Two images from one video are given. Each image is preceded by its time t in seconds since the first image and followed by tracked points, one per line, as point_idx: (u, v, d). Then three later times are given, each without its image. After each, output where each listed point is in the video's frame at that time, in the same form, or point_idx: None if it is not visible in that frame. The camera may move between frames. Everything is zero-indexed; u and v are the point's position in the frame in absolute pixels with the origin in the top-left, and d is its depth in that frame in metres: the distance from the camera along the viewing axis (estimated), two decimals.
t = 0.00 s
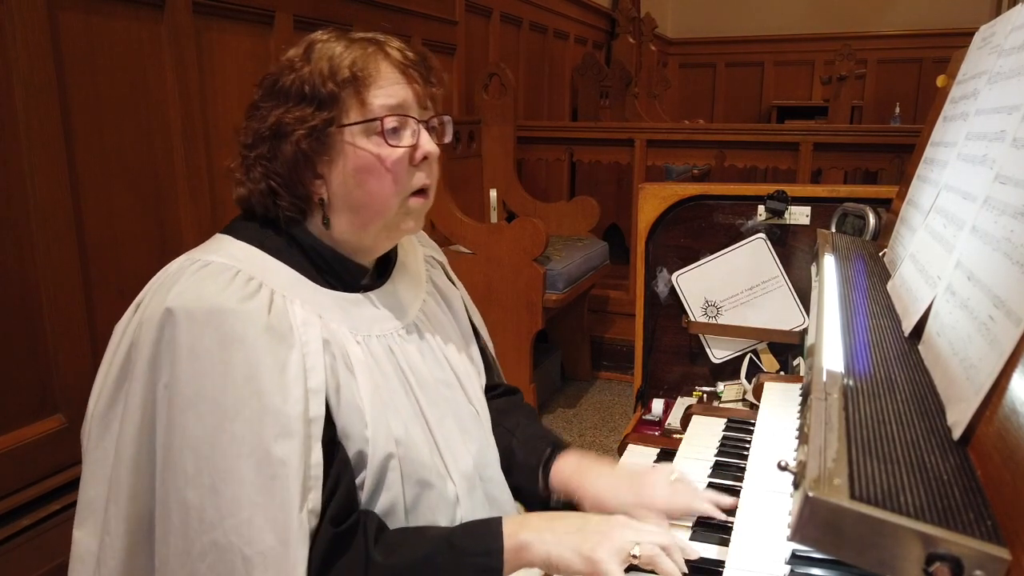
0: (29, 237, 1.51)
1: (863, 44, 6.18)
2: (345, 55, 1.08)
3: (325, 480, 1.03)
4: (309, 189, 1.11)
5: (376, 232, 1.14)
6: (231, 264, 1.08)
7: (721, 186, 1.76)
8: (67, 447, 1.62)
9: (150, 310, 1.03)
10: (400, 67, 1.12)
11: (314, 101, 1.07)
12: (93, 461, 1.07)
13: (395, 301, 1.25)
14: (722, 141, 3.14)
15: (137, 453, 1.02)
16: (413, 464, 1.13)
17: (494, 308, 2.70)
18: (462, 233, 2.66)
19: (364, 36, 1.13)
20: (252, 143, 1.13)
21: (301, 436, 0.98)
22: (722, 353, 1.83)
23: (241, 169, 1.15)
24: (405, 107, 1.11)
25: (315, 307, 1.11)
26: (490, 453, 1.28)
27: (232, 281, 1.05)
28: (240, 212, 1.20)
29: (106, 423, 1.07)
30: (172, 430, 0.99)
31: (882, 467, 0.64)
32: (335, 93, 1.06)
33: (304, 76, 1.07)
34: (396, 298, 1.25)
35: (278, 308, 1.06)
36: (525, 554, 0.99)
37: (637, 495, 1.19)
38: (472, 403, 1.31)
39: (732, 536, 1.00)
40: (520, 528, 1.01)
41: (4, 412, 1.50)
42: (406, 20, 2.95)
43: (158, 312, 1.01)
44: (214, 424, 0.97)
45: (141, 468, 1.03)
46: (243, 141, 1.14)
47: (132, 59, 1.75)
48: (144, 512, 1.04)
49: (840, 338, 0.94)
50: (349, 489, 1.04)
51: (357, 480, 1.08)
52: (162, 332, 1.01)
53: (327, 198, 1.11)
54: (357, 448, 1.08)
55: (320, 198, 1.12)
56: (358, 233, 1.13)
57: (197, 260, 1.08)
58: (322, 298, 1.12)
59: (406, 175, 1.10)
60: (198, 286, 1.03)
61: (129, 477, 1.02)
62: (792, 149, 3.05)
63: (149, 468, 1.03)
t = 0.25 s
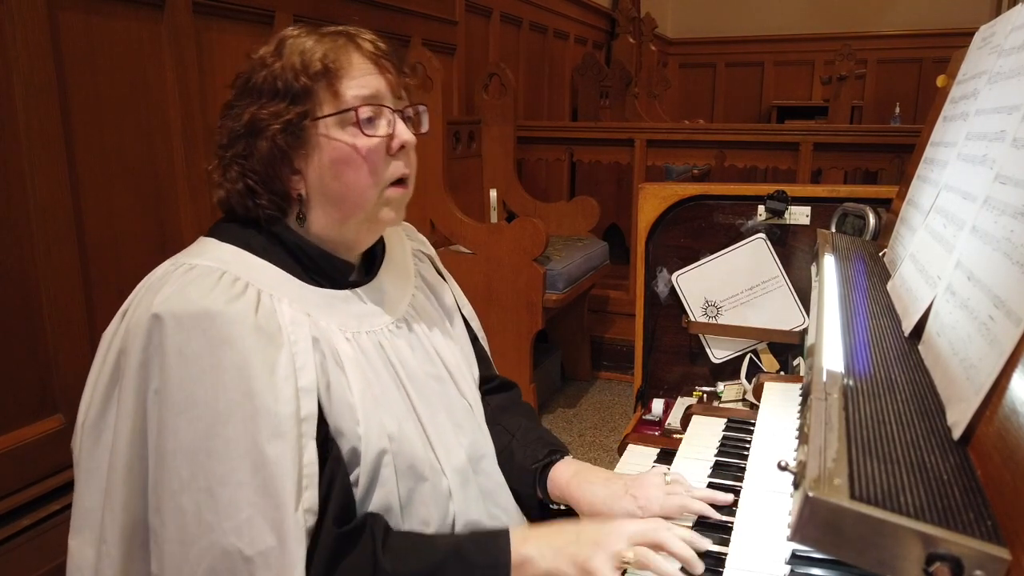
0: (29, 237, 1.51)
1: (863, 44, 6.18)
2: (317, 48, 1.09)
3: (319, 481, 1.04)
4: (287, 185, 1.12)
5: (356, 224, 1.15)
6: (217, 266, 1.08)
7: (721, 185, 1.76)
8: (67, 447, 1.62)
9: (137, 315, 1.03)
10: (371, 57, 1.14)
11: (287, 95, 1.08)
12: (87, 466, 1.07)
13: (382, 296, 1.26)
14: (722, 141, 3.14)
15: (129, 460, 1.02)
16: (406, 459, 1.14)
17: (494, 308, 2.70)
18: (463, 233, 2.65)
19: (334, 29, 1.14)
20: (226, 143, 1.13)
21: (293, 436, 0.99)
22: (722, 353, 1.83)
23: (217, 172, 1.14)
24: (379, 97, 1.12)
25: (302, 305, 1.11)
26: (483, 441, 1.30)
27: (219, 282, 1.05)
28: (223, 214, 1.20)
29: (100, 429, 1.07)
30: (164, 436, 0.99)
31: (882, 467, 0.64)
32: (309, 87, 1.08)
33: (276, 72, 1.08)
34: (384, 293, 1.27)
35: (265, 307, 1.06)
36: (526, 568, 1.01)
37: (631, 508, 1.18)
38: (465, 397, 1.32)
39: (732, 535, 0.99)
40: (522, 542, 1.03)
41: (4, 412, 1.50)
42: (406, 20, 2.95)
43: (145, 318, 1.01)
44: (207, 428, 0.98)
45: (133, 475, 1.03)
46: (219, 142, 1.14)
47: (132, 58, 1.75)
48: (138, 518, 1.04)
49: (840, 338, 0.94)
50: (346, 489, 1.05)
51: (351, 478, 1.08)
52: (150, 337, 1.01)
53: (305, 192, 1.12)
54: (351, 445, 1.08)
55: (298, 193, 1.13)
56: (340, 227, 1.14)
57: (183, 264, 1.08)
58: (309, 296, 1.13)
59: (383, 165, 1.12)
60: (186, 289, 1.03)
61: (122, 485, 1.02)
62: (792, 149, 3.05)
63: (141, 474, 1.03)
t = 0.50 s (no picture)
0: (29, 236, 1.51)
1: (863, 44, 6.19)
2: (294, 45, 1.12)
3: (330, 480, 1.03)
4: (275, 186, 1.14)
5: (348, 220, 1.16)
6: (210, 270, 1.08)
7: (721, 185, 1.76)
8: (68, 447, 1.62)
9: (133, 319, 1.03)
10: (351, 51, 1.16)
11: (268, 94, 1.10)
12: (85, 472, 1.07)
13: (377, 296, 1.26)
14: (722, 141, 3.14)
15: (131, 465, 1.03)
16: (404, 457, 1.15)
17: (495, 308, 2.70)
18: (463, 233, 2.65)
19: (314, 26, 1.16)
20: (213, 150, 1.15)
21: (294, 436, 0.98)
22: (722, 353, 1.82)
23: (205, 180, 1.15)
24: (360, 89, 1.14)
25: (299, 306, 1.11)
26: (481, 440, 1.31)
27: (214, 284, 1.06)
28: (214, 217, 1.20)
29: (98, 434, 1.07)
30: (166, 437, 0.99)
31: (882, 467, 0.64)
32: (288, 84, 1.10)
33: (256, 72, 1.10)
34: (380, 291, 1.27)
35: (261, 308, 1.06)
36: (559, 538, 0.96)
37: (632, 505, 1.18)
38: (463, 396, 1.32)
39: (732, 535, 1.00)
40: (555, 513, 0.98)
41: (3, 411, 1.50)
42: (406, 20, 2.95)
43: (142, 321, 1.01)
44: (207, 429, 0.98)
45: (136, 477, 1.03)
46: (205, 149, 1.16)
47: (132, 58, 1.75)
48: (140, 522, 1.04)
49: (840, 338, 0.94)
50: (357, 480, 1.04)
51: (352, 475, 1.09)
52: (147, 340, 1.01)
53: (294, 192, 1.14)
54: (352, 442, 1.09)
55: (287, 193, 1.14)
56: (330, 225, 1.15)
57: (176, 267, 1.09)
58: (303, 299, 1.13)
59: (370, 158, 1.13)
60: (182, 291, 1.03)
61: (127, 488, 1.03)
62: (792, 149, 3.05)
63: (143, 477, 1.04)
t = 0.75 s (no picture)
0: (29, 236, 1.51)
1: (863, 44, 6.19)
2: (285, 40, 1.12)
3: (337, 480, 1.03)
4: (268, 184, 1.14)
5: (341, 216, 1.16)
6: (205, 271, 1.08)
7: (721, 185, 1.76)
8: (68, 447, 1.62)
9: (129, 321, 1.03)
10: (342, 46, 1.16)
11: (259, 90, 1.11)
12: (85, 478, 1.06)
13: (373, 295, 1.27)
14: (722, 141, 3.14)
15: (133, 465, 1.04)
16: (406, 455, 1.15)
17: (495, 308, 2.70)
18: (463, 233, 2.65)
19: (304, 22, 1.17)
20: (205, 149, 1.15)
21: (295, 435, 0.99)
22: (722, 353, 1.82)
23: (198, 180, 1.16)
24: (351, 84, 1.14)
25: (296, 306, 1.12)
26: (480, 436, 1.32)
27: (210, 286, 1.06)
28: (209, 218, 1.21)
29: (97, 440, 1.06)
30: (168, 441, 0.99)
31: (882, 467, 0.64)
32: (279, 80, 1.10)
33: (247, 68, 1.11)
34: (375, 291, 1.27)
35: (258, 308, 1.07)
36: (583, 549, 0.96)
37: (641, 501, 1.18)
38: (462, 395, 1.32)
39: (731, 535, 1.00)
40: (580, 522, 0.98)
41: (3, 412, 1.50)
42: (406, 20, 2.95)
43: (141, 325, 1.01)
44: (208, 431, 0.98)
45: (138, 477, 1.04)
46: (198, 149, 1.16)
47: (132, 59, 1.75)
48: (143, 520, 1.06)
49: (840, 338, 0.94)
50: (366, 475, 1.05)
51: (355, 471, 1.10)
52: (146, 344, 1.01)
53: (287, 188, 1.14)
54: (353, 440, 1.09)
55: (280, 190, 1.15)
56: (323, 221, 1.16)
57: (171, 270, 1.08)
58: (302, 298, 1.13)
59: (362, 152, 1.13)
60: (180, 294, 1.03)
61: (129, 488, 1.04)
62: (792, 149, 3.05)
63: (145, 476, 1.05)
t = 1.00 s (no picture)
0: (29, 236, 1.51)
1: (863, 44, 6.19)
2: (275, 38, 1.13)
3: (304, 473, 1.03)
4: (252, 178, 1.14)
5: (324, 214, 1.16)
6: (184, 267, 1.09)
7: (721, 185, 1.76)
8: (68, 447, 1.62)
9: (107, 317, 1.04)
10: (332, 46, 1.16)
11: (247, 86, 1.11)
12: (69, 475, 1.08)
13: (358, 291, 1.27)
14: (722, 141, 3.14)
15: (105, 461, 1.04)
16: (383, 451, 1.14)
17: (495, 308, 2.70)
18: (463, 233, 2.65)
19: (296, 20, 1.17)
20: (191, 141, 1.16)
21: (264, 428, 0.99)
22: (722, 353, 1.82)
23: (184, 171, 1.17)
24: (339, 83, 1.15)
25: (273, 300, 1.12)
26: (467, 435, 1.31)
27: (186, 281, 1.06)
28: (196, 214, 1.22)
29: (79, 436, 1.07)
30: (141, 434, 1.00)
31: (882, 467, 0.64)
32: (267, 76, 1.11)
33: (236, 64, 1.12)
34: (360, 287, 1.28)
35: (233, 302, 1.07)
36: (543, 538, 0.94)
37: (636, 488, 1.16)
38: (449, 391, 1.33)
39: (732, 536, 1.00)
40: (540, 513, 0.96)
41: (3, 412, 1.50)
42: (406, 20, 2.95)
43: (116, 319, 1.02)
44: (177, 425, 0.99)
45: (111, 473, 1.05)
46: (184, 140, 1.17)
47: (132, 58, 1.74)
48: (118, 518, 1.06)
49: (840, 338, 0.94)
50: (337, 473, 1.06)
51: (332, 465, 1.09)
52: (121, 337, 1.02)
53: (270, 184, 1.15)
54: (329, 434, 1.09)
55: (263, 185, 1.15)
56: (305, 219, 1.16)
57: (152, 266, 1.09)
58: (283, 293, 1.14)
59: (347, 153, 1.14)
60: (155, 289, 1.04)
61: (103, 484, 1.04)
62: (792, 149, 3.05)
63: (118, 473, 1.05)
